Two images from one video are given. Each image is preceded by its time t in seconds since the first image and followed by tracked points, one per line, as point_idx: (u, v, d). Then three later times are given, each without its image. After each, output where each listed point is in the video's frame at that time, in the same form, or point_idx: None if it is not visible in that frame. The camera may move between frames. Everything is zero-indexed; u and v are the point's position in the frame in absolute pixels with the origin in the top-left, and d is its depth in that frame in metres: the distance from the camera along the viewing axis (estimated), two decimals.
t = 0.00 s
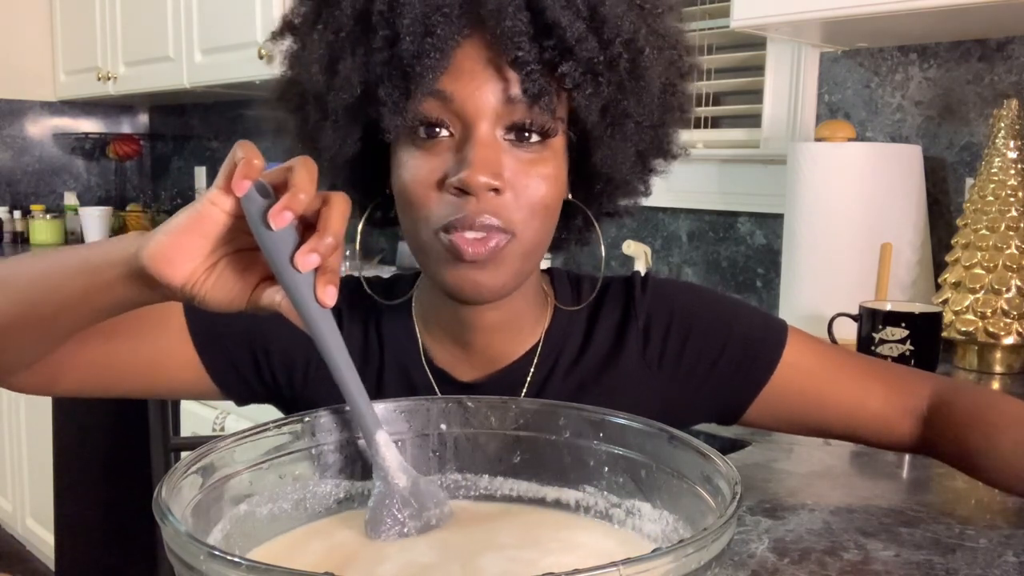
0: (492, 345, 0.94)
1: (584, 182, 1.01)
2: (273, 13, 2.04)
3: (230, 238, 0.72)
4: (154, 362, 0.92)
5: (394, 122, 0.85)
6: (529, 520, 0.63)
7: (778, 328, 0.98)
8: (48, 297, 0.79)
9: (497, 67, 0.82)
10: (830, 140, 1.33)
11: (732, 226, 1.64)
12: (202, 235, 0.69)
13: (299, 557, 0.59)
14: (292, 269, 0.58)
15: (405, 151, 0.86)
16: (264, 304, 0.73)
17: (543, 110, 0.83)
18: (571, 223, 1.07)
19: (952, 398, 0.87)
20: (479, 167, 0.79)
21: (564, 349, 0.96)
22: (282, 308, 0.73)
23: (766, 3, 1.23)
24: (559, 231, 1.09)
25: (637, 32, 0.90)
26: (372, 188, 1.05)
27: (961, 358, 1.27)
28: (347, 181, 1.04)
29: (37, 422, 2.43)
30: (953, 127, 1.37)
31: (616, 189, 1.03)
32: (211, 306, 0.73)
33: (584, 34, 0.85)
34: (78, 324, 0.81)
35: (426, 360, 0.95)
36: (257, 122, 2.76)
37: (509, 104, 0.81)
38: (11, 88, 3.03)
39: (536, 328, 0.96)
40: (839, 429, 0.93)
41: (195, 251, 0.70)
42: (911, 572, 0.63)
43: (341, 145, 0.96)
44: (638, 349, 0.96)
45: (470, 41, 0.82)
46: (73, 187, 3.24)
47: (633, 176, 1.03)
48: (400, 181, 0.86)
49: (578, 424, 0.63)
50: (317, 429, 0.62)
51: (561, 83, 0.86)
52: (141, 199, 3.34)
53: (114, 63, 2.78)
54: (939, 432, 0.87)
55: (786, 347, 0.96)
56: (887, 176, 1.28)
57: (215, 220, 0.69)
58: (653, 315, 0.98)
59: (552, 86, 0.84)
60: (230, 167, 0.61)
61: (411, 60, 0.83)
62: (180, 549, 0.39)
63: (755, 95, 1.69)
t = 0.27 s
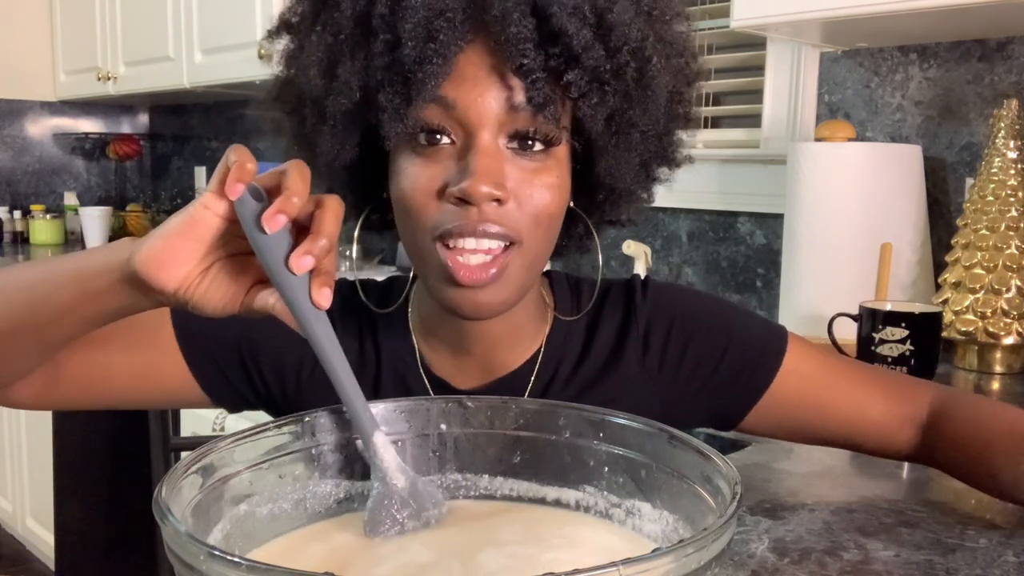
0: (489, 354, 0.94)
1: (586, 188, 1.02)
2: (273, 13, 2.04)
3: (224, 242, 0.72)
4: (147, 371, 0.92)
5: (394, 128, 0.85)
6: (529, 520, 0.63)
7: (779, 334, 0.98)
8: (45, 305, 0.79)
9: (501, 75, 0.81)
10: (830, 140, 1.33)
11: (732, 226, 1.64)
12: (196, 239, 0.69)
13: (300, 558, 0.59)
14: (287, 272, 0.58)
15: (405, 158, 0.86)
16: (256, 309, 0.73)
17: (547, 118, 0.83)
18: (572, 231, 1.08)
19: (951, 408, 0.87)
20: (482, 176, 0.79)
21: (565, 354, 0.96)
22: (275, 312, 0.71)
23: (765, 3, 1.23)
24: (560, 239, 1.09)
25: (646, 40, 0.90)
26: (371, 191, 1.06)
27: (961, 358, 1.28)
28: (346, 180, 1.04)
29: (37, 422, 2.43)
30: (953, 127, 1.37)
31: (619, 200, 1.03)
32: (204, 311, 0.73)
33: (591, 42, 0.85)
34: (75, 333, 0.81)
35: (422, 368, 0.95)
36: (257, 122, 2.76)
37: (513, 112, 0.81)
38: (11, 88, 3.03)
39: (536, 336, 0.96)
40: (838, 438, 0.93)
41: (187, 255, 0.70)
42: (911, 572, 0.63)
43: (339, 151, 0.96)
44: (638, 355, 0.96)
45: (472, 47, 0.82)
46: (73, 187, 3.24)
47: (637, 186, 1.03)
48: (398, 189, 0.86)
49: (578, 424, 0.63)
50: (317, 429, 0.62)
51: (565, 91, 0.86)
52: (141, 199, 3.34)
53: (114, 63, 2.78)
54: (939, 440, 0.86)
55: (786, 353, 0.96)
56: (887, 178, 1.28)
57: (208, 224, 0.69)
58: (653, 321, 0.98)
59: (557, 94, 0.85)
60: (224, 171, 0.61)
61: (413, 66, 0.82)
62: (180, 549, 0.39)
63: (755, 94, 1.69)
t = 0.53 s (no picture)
0: (488, 354, 0.95)
1: (585, 190, 1.02)
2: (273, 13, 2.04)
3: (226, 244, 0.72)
4: (146, 373, 0.92)
5: (391, 130, 0.85)
6: (529, 520, 0.63)
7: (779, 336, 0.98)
8: (46, 308, 0.79)
9: (497, 77, 0.81)
10: (830, 140, 1.33)
11: (732, 226, 1.64)
12: (197, 241, 0.69)
13: (300, 558, 0.59)
14: (289, 273, 0.58)
15: (402, 160, 0.86)
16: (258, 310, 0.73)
17: (546, 120, 0.83)
18: (571, 232, 1.08)
19: (952, 406, 0.87)
20: (478, 179, 0.80)
21: (564, 354, 0.96)
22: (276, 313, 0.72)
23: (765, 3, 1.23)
24: (558, 239, 1.09)
25: (643, 42, 0.90)
26: (371, 192, 1.06)
27: (961, 358, 1.28)
28: (346, 180, 1.04)
29: (37, 422, 2.43)
30: (953, 127, 1.37)
31: (617, 202, 1.03)
32: (206, 313, 0.73)
33: (587, 45, 0.84)
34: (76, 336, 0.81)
35: (421, 369, 0.95)
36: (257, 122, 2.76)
37: (509, 114, 0.81)
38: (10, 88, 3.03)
39: (535, 335, 0.96)
40: (837, 436, 0.93)
41: (189, 258, 0.70)
42: (911, 572, 0.63)
43: (337, 152, 0.96)
44: (637, 355, 0.96)
45: (468, 49, 0.82)
46: (73, 187, 3.24)
47: (635, 186, 1.03)
48: (395, 191, 0.86)
49: (578, 424, 0.63)
50: (317, 429, 0.62)
51: (563, 93, 0.86)
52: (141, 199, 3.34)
53: (114, 63, 2.78)
54: (939, 440, 0.86)
55: (785, 353, 0.96)
56: (887, 178, 1.28)
57: (210, 227, 0.69)
58: (652, 321, 0.98)
59: (553, 97, 0.85)
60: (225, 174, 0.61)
61: (409, 69, 0.83)
62: (180, 549, 0.39)
63: (755, 94, 1.69)
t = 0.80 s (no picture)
0: (487, 355, 0.95)
1: (585, 192, 1.02)
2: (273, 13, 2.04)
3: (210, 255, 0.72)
4: (145, 375, 0.92)
5: (391, 131, 0.85)
6: (529, 520, 0.63)
7: (778, 336, 0.97)
8: (44, 313, 0.79)
9: (497, 78, 0.81)
10: (830, 140, 1.33)
11: (732, 226, 1.64)
12: (180, 252, 0.70)
13: (299, 558, 0.59)
14: (270, 282, 0.58)
15: (402, 160, 0.86)
16: (245, 321, 0.73)
17: (545, 122, 0.82)
18: (571, 232, 1.08)
19: (952, 405, 0.87)
20: (478, 181, 0.80)
21: (563, 355, 0.96)
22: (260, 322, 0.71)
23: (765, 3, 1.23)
24: (558, 239, 1.09)
25: (644, 45, 0.90)
26: (371, 192, 1.06)
27: (961, 358, 1.28)
28: (346, 181, 1.04)
29: (37, 422, 2.43)
30: (953, 127, 1.37)
31: (617, 204, 1.03)
32: (192, 325, 0.73)
33: (588, 47, 0.84)
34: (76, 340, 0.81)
35: (421, 369, 0.95)
36: (257, 122, 2.76)
37: (509, 116, 0.81)
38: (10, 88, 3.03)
39: (534, 336, 0.96)
40: (837, 435, 0.93)
41: (173, 269, 0.70)
42: (911, 572, 0.63)
43: (337, 152, 0.96)
44: (637, 355, 0.96)
45: (470, 51, 0.82)
46: (73, 187, 3.24)
47: (635, 188, 1.02)
48: (395, 191, 0.86)
49: (578, 424, 0.63)
50: (316, 429, 0.62)
51: (564, 95, 0.86)
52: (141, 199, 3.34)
53: (114, 63, 2.78)
54: (939, 440, 0.87)
55: (785, 352, 0.96)
56: (887, 178, 1.28)
57: (190, 237, 0.70)
58: (652, 321, 0.98)
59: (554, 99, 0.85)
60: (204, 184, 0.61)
61: (410, 70, 0.83)
62: (180, 549, 0.39)
63: (755, 94, 1.69)
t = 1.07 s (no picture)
0: (487, 356, 0.95)
1: (585, 193, 1.02)
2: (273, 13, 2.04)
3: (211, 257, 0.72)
4: (145, 375, 0.92)
5: (391, 132, 0.85)
6: (529, 519, 0.63)
7: (779, 337, 0.97)
8: (44, 314, 0.79)
9: (498, 80, 0.81)
10: (830, 140, 1.33)
11: (732, 226, 1.64)
12: (182, 253, 0.70)
13: (300, 558, 0.59)
14: (272, 283, 0.58)
15: (403, 162, 0.86)
16: (246, 323, 0.72)
17: (545, 124, 0.82)
18: (571, 233, 1.08)
19: (952, 405, 0.87)
20: (478, 183, 0.80)
21: (563, 355, 0.96)
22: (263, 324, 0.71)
23: (765, 3, 1.23)
24: (558, 240, 1.09)
25: (645, 47, 0.90)
26: (371, 192, 1.06)
27: (961, 358, 1.28)
28: (346, 181, 1.04)
29: (37, 422, 2.43)
30: (953, 127, 1.37)
31: (618, 205, 1.03)
32: (193, 327, 0.73)
33: (589, 49, 0.84)
34: (76, 342, 0.81)
35: (422, 370, 0.95)
36: (257, 122, 2.76)
37: (510, 118, 0.81)
38: (10, 88, 3.03)
39: (535, 337, 0.96)
40: (838, 436, 0.93)
41: (174, 271, 0.70)
42: (911, 572, 0.63)
43: (338, 153, 0.96)
44: (636, 356, 0.96)
45: (470, 52, 0.82)
46: (73, 187, 3.24)
47: (636, 189, 1.02)
48: (396, 192, 0.86)
49: (578, 424, 0.63)
50: (316, 429, 0.62)
51: (565, 97, 0.86)
52: (141, 199, 3.33)
53: (114, 63, 2.78)
54: (939, 440, 0.87)
55: (785, 352, 0.96)
56: (887, 178, 1.28)
57: (191, 239, 0.70)
58: (652, 321, 0.98)
59: (555, 100, 0.84)
60: (205, 186, 0.62)
61: (410, 71, 0.83)
62: (180, 549, 0.39)
63: (755, 95, 1.69)
